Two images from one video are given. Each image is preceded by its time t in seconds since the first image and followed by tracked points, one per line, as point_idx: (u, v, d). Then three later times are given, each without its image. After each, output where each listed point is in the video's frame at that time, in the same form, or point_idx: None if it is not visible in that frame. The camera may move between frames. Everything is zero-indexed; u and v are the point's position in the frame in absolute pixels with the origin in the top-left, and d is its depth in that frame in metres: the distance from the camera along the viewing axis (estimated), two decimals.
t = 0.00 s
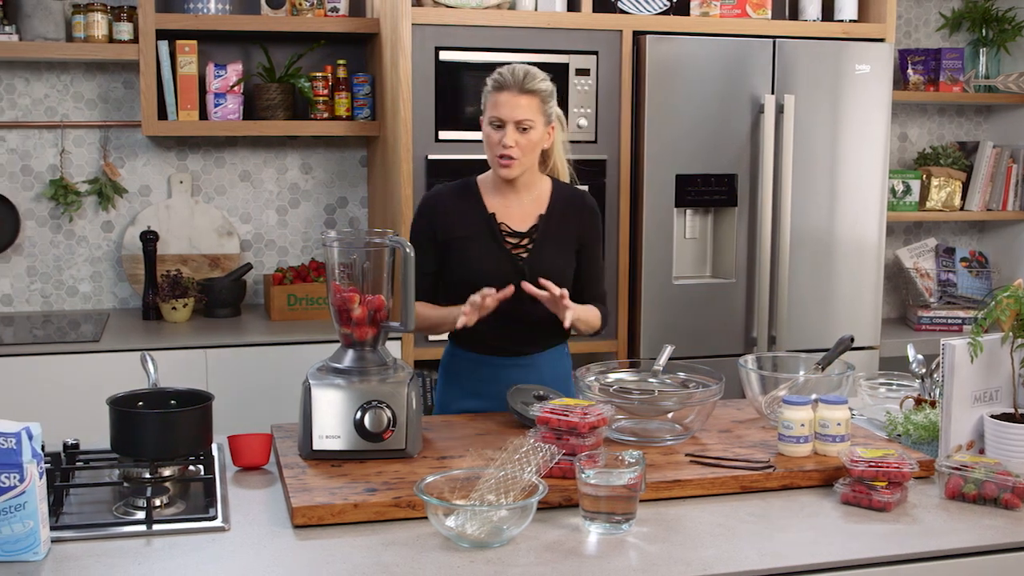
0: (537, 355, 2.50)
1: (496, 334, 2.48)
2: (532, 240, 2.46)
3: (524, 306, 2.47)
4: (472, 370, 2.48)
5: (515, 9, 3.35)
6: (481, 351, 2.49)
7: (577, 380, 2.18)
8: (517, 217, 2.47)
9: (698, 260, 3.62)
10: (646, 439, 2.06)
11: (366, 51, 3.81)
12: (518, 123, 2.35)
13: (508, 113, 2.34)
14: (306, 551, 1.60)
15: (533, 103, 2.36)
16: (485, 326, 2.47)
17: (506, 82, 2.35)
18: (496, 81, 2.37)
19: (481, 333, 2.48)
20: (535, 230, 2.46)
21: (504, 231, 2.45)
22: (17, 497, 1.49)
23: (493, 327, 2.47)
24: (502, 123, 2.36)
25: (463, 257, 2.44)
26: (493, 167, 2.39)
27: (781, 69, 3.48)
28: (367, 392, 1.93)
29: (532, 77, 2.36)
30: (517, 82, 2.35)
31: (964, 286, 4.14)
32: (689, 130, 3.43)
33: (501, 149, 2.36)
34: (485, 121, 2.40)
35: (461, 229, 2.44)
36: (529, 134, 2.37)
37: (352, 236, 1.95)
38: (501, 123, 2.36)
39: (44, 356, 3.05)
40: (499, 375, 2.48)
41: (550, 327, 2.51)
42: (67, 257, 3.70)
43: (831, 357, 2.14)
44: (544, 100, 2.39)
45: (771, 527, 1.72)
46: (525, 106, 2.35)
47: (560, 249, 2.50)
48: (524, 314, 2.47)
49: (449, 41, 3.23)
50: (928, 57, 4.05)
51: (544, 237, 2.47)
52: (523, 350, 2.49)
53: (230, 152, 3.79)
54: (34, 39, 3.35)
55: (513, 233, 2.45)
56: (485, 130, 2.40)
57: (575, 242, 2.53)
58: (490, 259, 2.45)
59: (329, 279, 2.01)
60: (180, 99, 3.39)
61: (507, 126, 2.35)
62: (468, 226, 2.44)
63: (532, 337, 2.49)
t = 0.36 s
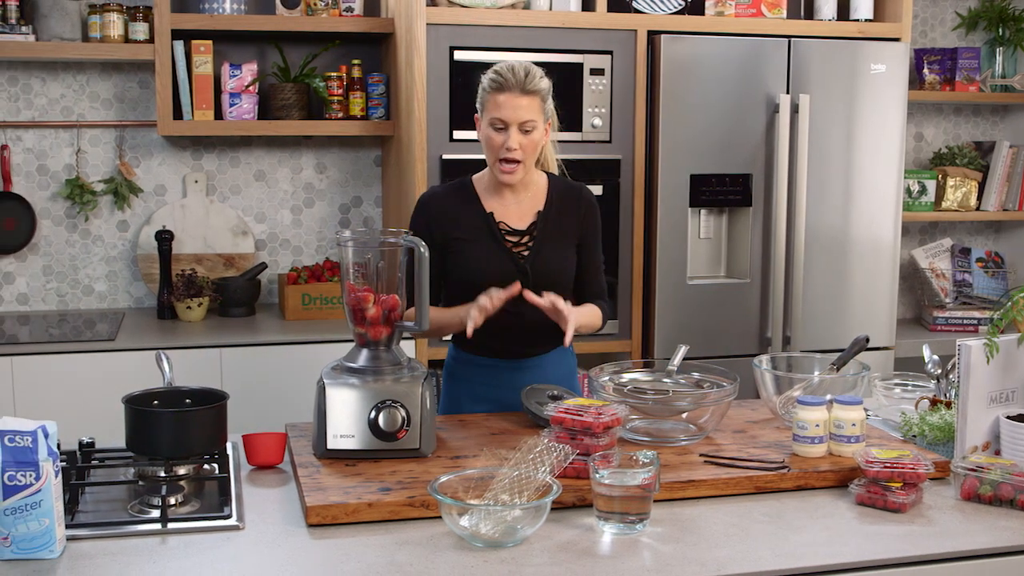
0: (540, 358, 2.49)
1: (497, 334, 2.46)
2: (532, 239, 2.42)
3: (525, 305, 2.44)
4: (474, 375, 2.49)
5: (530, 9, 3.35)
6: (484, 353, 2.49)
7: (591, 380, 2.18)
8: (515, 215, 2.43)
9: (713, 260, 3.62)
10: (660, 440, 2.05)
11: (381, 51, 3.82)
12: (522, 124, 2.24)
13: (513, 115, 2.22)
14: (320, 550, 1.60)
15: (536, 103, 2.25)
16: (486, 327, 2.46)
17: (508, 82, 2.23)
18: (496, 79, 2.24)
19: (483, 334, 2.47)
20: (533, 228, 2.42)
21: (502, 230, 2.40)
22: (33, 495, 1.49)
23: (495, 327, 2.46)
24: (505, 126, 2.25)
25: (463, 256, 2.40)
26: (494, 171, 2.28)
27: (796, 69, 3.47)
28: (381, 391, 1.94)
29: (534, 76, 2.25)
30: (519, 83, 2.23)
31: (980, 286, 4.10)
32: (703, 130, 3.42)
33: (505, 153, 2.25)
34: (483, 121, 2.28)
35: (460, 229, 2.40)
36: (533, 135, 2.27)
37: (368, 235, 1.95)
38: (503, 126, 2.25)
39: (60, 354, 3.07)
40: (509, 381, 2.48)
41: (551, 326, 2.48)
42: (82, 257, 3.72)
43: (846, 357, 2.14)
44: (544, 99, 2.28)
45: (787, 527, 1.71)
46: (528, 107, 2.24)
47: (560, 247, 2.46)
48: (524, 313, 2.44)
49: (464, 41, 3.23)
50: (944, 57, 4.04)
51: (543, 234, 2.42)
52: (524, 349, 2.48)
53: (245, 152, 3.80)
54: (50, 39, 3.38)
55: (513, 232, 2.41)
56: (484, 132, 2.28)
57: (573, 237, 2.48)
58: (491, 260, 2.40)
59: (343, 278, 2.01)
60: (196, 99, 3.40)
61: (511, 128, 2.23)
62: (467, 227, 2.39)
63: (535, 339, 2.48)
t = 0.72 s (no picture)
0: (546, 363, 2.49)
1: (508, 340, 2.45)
2: (545, 247, 2.41)
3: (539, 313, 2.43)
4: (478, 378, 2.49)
5: (537, 8, 3.35)
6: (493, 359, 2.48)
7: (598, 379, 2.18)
8: (528, 221, 2.41)
9: (720, 260, 3.62)
10: (667, 439, 2.05)
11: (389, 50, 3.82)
12: (541, 132, 2.22)
13: (533, 122, 2.20)
14: (327, 549, 1.60)
15: (555, 109, 2.23)
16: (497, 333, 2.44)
17: (529, 88, 2.20)
18: (515, 84, 2.21)
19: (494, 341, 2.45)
20: (546, 235, 2.41)
21: (517, 238, 2.38)
22: (41, 494, 1.49)
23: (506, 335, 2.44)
24: (524, 132, 2.22)
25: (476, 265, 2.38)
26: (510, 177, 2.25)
27: (804, 69, 3.47)
28: (388, 391, 1.93)
29: (553, 82, 2.23)
30: (539, 90, 2.21)
31: (988, 286, 4.07)
32: (711, 129, 3.42)
33: (524, 161, 2.22)
34: (501, 126, 2.25)
35: (474, 236, 2.36)
36: (551, 142, 2.25)
37: (376, 235, 1.94)
38: (522, 132, 2.22)
39: (69, 353, 3.07)
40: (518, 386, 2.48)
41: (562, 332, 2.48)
42: (90, 256, 3.72)
43: (854, 357, 2.13)
44: (561, 105, 2.26)
45: (794, 527, 1.71)
46: (548, 113, 2.22)
47: (572, 252, 2.44)
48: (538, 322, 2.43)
49: (470, 41, 3.23)
50: (952, 56, 4.03)
51: (555, 241, 2.41)
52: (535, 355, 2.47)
53: (253, 151, 3.81)
54: (59, 38, 3.38)
55: (527, 240, 2.39)
56: (502, 137, 2.25)
57: (584, 241, 2.45)
58: (506, 270, 2.37)
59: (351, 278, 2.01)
60: (203, 99, 3.40)
61: (531, 135, 2.21)
62: (482, 235, 2.36)
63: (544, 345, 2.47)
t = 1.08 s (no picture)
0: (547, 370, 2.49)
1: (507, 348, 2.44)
2: (547, 258, 2.38)
3: (538, 322, 2.43)
4: (478, 383, 2.50)
5: (539, 8, 3.35)
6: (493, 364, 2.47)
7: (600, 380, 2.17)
8: (533, 230, 2.38)
9: (722, 260, 3.61)
10: (669, 439, 2.05)
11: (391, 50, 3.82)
12: (558, 140, 2.16)
13: (550, 130, 2.14)
14: (329, 549, 1.60)
15: (573, 117, 2.18)
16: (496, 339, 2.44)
17: (547, 95, 2.14)
18: (533, 90, 2.15)
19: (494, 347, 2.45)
20: (547, 245, 2.38)
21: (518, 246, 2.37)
22: (43, 494, 1.49)
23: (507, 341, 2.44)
24: (541, 140, 2.17)
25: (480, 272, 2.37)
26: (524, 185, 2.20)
27: (806, 69, 3.47)
28: (390, 391, 1.93)
29: (572, 89, 2.16)
30: (558, 97, 2.15)
31: (990, 286, 4.08)
32: (712, 129, 3.42)
33: (539, 169, 2.17)
34: (516, 132, 2.19)
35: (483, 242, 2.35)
36: (567, 150, 2.20)
37: (377, 235, 1.95)
38: (539, 140, 2.17)
39: (71, 353, 3.07)
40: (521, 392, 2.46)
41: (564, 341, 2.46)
42: (92, 256, 3.73)
43: (856, 357, 2.13)
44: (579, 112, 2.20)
45: (796, 527, 1.71)
46: (566, 122, 2.17)
47: (575, 262, 2.40)
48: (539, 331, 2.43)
49: (472, 41, 3.23)
50: (954, 56, 4.03)
51: (558, 252, 2.39)
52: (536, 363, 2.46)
53: (255, 151, 3.81)
54: (61, 39, 3.38)
55: (528, 249, 2.37)
56: (518, 144, 2.20)
57: (588, 251, 2.41)
58: (505, 278, 2.38)
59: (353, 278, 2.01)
60: (205, 99, 3.40)
61: (547, 143, 2.16)
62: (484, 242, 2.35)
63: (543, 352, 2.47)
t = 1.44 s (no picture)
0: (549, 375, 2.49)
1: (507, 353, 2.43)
2: (552, 263, 2.38)
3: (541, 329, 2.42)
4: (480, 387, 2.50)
5: (539, 9, 3.35)
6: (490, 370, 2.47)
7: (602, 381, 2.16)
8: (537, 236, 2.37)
9: (722, 260, 3.61)
10: (670, 440, 2.05)
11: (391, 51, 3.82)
12: (564, 152, 2.15)
13: (556, 144, 2.13)
14: (329, 550, 1.60)
15: (579, 129, 2.16)
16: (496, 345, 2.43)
17: (553, 108, 2.11)
18: (539, 102, 2.12)
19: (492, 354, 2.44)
20: (553, 250, 2.38)
21: (524, 252, 2.36)
22: (44, 494, 1.49)
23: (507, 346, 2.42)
24: (547, 153, 2.15)
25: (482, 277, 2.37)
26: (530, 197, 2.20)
27: (807, 69, 3.47)
28: (391, 392, 1.94)
29: (579, 101, 2.13)
30: (565, 110, 2.12)
31: (990, 287, 4.08)
32: (712, 130, 3.42)
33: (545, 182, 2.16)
34: (522, 143, 2.17)
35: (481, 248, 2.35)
36: (572, 162, 2.18)
37: (379, 235, 1.95)
38: (545, 153, 2.15)
39: (72, 354, 3.08)
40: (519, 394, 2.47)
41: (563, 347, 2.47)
42: (93, 257, 3.73)
43: (856, 358, 2.13)
44: (586, 122, 2.18)
45: (796, 528, 1.71)
46: (572, 135, 2.14)
47: (579, 267, 2.41)
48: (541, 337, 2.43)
49: (473, 42, 3.23)
50: (954, 57, 4.03)
51: (563, 257, 2.38)
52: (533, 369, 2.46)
53: (256, 152, 3.81)
54: (61, 39, 3.38)
55: (533, 255, 2.36)
56: (523, 156, 2.18)
57: (592, 255, 2.42)
58: (510, 285, 2.36)
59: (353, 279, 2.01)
60: (205, 99, 3.40)
61: (553, 157, 2.14)
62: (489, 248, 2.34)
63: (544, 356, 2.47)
